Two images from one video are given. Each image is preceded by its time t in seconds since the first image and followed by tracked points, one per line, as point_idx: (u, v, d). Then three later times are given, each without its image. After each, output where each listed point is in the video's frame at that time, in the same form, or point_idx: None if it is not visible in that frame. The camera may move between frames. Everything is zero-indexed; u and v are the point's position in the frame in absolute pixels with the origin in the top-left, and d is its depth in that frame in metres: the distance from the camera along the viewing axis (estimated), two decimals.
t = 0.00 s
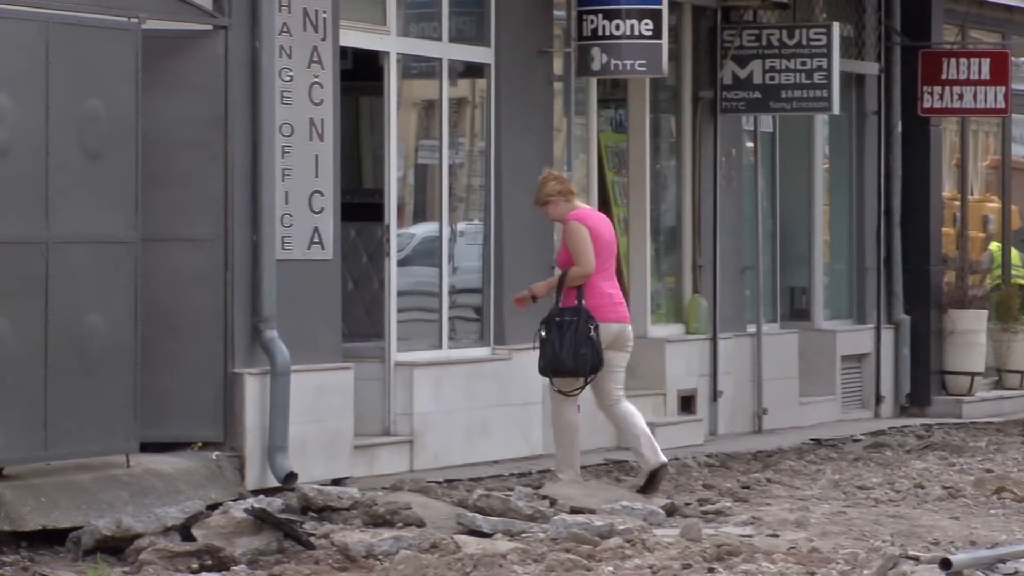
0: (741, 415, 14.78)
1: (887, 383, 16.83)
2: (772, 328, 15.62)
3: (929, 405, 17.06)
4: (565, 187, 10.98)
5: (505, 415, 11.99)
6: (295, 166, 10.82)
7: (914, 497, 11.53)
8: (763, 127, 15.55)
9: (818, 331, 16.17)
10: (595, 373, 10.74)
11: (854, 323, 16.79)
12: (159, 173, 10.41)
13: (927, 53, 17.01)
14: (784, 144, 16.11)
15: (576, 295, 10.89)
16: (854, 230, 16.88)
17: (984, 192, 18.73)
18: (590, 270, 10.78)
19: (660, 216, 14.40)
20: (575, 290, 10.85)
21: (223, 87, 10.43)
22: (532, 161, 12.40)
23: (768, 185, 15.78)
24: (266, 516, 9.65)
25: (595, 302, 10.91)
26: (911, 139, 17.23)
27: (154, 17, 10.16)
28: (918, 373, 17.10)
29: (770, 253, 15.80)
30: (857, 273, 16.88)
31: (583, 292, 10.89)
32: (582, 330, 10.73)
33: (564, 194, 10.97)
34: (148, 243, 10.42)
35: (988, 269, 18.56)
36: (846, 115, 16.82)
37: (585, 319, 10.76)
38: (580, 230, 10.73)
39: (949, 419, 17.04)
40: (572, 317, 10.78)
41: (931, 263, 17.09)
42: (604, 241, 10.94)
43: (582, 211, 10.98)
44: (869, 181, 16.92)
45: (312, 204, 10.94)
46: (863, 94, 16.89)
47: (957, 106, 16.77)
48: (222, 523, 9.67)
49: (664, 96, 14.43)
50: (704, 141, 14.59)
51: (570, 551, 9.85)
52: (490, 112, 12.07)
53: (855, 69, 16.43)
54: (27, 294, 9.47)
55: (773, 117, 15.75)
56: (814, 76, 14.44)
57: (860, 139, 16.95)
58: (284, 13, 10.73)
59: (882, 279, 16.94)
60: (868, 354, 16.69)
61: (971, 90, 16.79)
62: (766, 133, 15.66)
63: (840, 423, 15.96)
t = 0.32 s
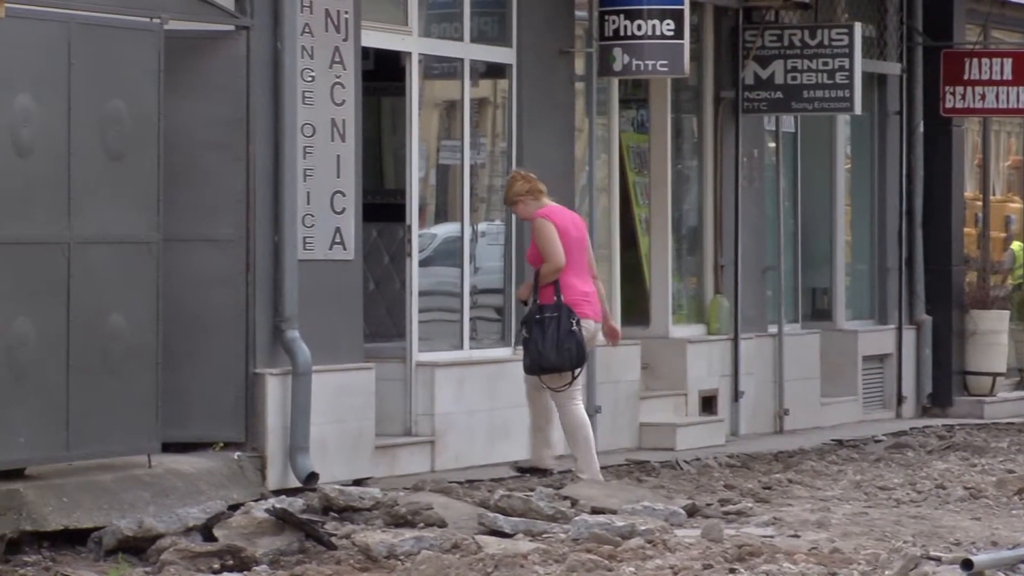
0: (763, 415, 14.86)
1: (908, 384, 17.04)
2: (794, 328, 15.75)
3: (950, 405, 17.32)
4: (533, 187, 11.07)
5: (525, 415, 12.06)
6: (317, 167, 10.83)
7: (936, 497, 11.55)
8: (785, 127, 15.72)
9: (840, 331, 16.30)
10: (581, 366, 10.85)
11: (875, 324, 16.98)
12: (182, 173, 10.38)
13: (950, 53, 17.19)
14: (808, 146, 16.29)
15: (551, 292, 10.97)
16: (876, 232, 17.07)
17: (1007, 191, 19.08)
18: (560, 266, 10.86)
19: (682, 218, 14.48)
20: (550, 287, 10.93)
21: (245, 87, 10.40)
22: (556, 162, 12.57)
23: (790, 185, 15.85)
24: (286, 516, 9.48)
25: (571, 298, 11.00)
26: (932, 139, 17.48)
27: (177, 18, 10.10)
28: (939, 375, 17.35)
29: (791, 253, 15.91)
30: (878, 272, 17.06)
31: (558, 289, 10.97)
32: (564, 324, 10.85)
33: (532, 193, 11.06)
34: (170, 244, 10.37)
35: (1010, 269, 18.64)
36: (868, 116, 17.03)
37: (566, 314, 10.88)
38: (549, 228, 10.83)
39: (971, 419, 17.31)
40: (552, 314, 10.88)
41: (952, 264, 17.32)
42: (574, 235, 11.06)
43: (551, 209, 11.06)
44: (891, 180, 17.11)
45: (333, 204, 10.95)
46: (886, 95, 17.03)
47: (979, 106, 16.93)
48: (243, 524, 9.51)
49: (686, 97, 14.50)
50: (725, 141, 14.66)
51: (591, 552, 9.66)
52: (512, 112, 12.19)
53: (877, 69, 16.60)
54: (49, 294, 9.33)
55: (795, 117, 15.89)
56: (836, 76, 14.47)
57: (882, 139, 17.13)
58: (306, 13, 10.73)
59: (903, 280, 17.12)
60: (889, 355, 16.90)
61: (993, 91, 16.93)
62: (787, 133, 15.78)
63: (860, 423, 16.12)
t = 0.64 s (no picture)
0: (776, 415, 14.89)
1: (922, 385, 17.07)
2: (808, 328, 15.74)
3: (964, 405, 17.32)
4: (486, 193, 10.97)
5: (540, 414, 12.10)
6: (330, 167, 10.83)
7: (950, 497, 11.56)
8: (799, 127, 15.74)
9: (854, 331, 16.33)
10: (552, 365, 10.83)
11: (888, 323, 17.03)
12: (196, 172, 10.34)
13: (963, 53, 17.19)
14: (823, 144, 16.28)
15: (519, 293, 10.91)
16: (890, 233, 17.12)
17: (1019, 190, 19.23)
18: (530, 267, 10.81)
19: (696, 217, 14.49)
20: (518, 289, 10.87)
21: (260, 86, 10.38)
22: (569, 161, 12.67)
23: (803, 183, 15.88)
24: (300, 515, 9.38)
25: (538, 298, 10.96)
26: (947, 139, 17.47)
27: (194, 18, 10.09)
28: (953, 374, 17.36)
29: (804, 253, 15.91)
30: (892, 272, 17.13)
31: (526, 289, 10.92)
32: (535, 324, 10.81)
33: (488, 202, 10.94)
34: (184, 244, 10.35)
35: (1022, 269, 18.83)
36: (882, 115, 17.09)
37: (536, 314, 10.84)
38: (517, 231, 10.75)
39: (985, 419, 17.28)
40: (522, 314, 10.83)
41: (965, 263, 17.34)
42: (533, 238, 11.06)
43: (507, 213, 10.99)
44: (904, 178, 17.16)
45: (347, 205, 10.95)
46: (899, 95, 17.11)
47: (993, 107, 16.93)
48: (257, 523, 9.38)
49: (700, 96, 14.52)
50: (739, 141, 14.68)
51: (604, 552, 9.58)
52: (525, 111, 12.27)
53: (890, 69, 16.71)
54: (65, 295, 9.30)
55: (808, 117, 15.90)
56: (850, 76, 14.51)
57: (895, 139, 17.17)
58: (320, 13, 10.74)
59: (917, 279, 17.16)
60: (903, 354, 16.93)
61: (1006, 91, 16.97)
62: (801, 133, 15.80)
63: (874, 423, 16.14)
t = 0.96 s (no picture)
0: (782, 415, 14.91)
1: (927, 385, 17.10)
2: (813, 328, 15.76)
3: (970, 405, 17.34)
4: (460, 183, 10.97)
5: (545, 414, 12.10)
6: (336, 168, 10.82)
7: (955, 498, 11.56)
8: (804, 127, 15.74)
9: (859, 332, 16.34)
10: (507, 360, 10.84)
11: (894, 323, 17.04)
12: (202, 173, 10.34)
13: (969, 54, 17.20)
14: (829, 144, 16.28)
15: (493, 281, 10.93)
16: (895, 233, 17.13)
17: None
18: (506, 256, 10.87)
19: (703, 218, 14.49)
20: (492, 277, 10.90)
21: (265, 86, 10.37)
22: (575, 161, 12.67)
23: (809, 183, 15.90)
24: (305, 516, 9.37)
25: (510, 292, 10.96)
26: (953, 139, 17.49)
27: (200, 18, 10.08)
28: (958, 374, 17.38)
29: (810, 252, 15.93)
30: (898, 273, 17.14)
31: (499, 280, 10.94)
32: (498, 316, 10.84)
33: (458, 189, 10.94)
34: (190, 244, 10.35)
35: None
36: (888, 116, 17.10)
37: (502, 306, 10.85)
38: (495, 218, 10.83)
39: (990, 419, 17.30)
40: (490, 303, 10.86)
41: (970, 264, 17.35)
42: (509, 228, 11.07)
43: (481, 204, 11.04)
44: (909, 178, 17.17)
45: (353, 205, 10.94)
46: (905, 94, 17.16)
47: (999, 107, 16.92)
48: (262, 524, 9.39)
49: (705, 97, 14.52)
50: (745, 141, 14.69)
51: (609, 552, 9.55)
52: (530, 112, 12.29)
53: (894, 69, 16.70)
54: (70, 295, 9.29)
55: (813, 117, 15.91)
56: (856, 76, 14.50)
57: (900, 140, 17.19)
58: (326, 14, 10.73)
59: (923, 279, 17.19)
60: (908, 354, 16.95)
61: (1012, 91, 16.95)
62: (807, 133, 15.81)
63: (879, 423, 16.16)
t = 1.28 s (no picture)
0: (782, 415, 14.91)
1: (927, 385, 17.10)
2: (813, 328, 15.76)
3: (970, 405, 17.35)
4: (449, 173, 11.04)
5: (544, 414, 12.13)
6: (336, 168, 10.81)
7: (956, 498, 11.56)
8: (804, 127, 15.75)
9: (859, 331, 16.34)
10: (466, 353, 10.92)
11: (894, 323, 17.04)
12: (203, 173, 10.34)
13: (969, 53, 17.22)
14: (829, 144, 16.28)
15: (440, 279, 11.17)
16: (895, 233, 17.13)
17: None
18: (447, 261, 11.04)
19: (703, 218, 14.49)
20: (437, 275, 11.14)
21: (265, 86, 10.36)
22: (576, 161, 12.67)
23: (809, 183, 15.91)
24: (306, 516, 9.38)
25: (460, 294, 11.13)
26: (953, 140, 17.49)
27: (200, 18, 10.08)
28: (959, 374, 17.39)
29: (810, 252, 15.93)
30: (898, 273, 17.14)
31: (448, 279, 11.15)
32: (451, 309, 10.92)
33: (446, 178, 11.03)
34: (190, 244, 10.35)
35: None
36: (888, 115, 17.10)
37: (452, 301, 10.95)
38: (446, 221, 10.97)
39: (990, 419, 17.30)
40: (441, 300, 10.95)
41: (969, 264, 17.36)
42: (485, 229, 11.16)
43: (461, 199, 11.10)
44: (909, 178, 17.17)
45: (353, 205, 10.94)
46: (905, 94, 17.17)
47: (1000, 107, 16.95)
48: (262, 524, 9.40)
49: (705, 97, 14.53)
50: (745, 141, 14.69)
51: (609, 552, 9.55)
52: (530, 112, 12.30)
53: (894, 69, 16.69)
54: (70, 295, 9.28)
55: (813, 117, 15.92)
56: (856, 76, 14.51)
57: (900, 140, 17.19)
58: (327, 14, 10.73)
59: (923, 279, 17.19)
60: (908, 355, 16.95)
61: (1013, 91, 16.99)
62: (806, 134, 15.81)
63: (879, 423, 16.16)
